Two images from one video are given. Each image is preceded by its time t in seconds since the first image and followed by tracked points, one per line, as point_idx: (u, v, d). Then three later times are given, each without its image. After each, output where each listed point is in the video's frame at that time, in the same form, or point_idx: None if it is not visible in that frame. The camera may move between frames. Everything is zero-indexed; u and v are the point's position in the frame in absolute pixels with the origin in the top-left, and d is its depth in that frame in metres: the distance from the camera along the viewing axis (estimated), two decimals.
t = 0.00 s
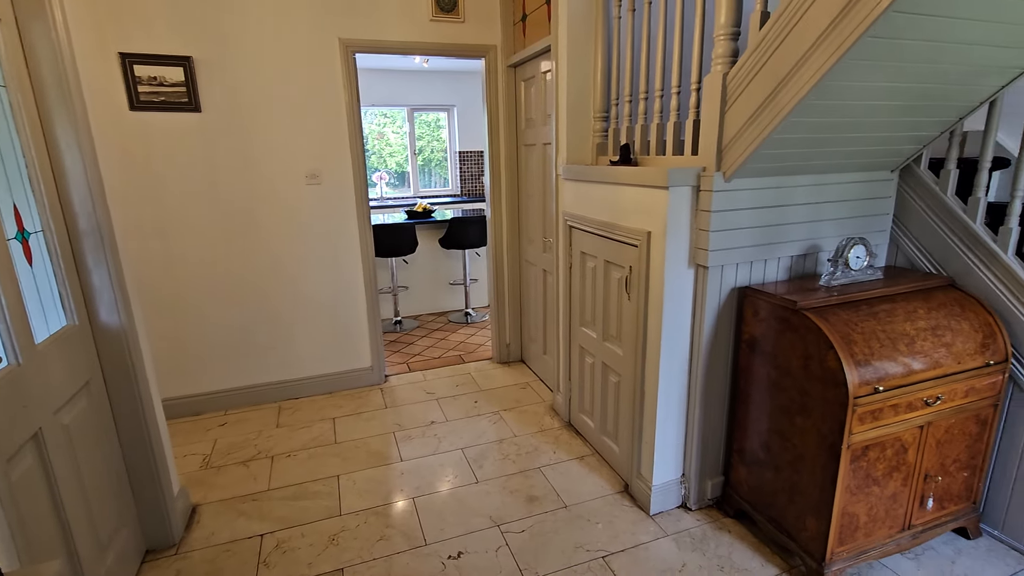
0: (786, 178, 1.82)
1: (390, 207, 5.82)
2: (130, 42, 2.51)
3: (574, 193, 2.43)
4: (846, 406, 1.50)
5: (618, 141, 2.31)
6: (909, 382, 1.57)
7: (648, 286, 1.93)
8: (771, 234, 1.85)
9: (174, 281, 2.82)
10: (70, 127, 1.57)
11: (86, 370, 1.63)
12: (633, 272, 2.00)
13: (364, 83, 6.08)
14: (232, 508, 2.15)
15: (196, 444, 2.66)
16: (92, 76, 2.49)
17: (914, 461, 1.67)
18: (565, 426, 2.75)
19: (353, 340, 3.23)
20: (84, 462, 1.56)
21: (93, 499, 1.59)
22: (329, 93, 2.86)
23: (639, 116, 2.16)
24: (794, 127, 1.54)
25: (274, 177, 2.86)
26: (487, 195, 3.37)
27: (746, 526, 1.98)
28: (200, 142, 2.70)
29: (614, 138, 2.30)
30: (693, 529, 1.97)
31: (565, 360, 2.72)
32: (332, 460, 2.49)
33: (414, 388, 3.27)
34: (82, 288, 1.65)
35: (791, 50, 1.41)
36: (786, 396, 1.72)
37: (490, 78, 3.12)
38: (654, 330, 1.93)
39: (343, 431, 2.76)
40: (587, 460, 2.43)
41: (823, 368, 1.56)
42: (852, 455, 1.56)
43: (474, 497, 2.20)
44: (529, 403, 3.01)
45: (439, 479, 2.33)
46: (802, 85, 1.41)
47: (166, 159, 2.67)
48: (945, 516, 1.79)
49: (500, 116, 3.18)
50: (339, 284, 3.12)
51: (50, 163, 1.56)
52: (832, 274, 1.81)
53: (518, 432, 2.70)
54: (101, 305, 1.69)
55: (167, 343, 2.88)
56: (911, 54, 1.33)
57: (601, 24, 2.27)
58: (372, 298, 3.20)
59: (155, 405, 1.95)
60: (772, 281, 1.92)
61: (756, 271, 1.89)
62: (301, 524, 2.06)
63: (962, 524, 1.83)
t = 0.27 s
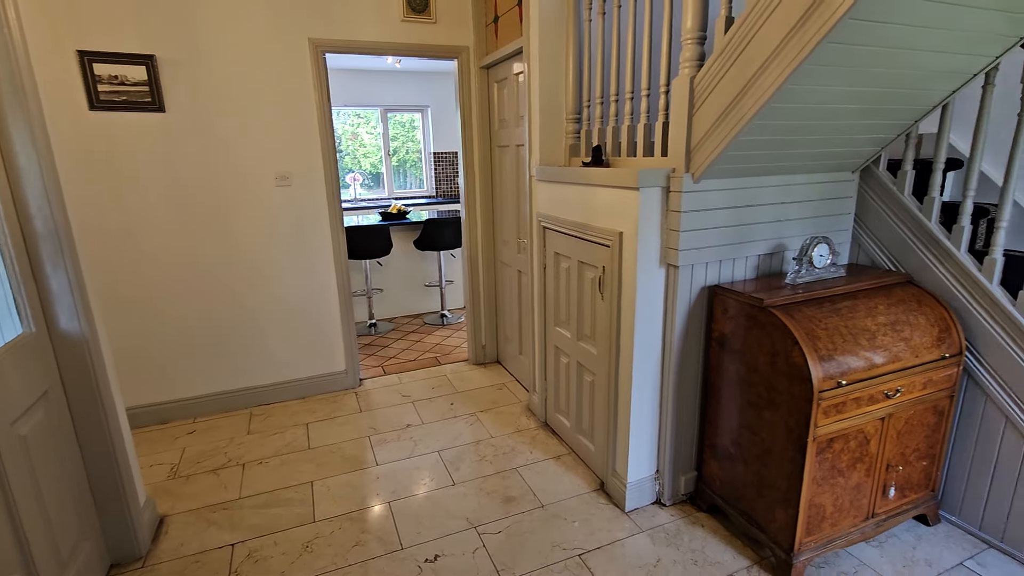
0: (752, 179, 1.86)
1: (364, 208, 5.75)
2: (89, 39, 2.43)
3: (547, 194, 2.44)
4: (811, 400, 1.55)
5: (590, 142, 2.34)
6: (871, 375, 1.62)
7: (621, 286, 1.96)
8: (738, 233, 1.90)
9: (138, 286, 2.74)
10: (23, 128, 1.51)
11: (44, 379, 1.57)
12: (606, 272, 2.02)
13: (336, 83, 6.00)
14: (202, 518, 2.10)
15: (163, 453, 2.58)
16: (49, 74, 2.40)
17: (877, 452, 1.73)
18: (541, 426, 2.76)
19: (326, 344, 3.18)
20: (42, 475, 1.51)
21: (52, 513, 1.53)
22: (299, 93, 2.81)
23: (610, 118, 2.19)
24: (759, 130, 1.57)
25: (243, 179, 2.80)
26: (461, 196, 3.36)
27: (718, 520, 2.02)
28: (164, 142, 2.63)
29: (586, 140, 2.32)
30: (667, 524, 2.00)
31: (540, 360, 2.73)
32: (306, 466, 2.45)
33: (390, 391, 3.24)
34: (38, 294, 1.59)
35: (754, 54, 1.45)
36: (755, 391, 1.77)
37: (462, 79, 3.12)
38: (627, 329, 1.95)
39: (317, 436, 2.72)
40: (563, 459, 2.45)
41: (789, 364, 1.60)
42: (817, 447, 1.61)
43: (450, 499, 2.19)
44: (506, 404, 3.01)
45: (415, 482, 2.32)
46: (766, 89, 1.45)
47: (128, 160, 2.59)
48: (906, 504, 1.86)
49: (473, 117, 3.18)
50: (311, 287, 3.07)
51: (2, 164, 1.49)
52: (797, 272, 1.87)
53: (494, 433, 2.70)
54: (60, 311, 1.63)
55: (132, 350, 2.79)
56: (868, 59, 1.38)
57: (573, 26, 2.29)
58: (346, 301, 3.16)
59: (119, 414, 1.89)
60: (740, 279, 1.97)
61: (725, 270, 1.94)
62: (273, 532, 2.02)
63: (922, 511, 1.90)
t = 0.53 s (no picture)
0: (719, 180, 1.90)
1: (336, 210, 5.67)
2: (42, 36, 2.34)
3: (519, 195, 2.44)
4: (777, 396, 1.59)
5: (560, 144, 2.35)
6: (833, 371, 1.67)
7: (592, 286, 1.97)
8: (706, 234, 1.93)
9: (97, 291, 2.64)
10: None
11: None
12: (577, 272, 2.04)
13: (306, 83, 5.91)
14: (166, 530, 2.03)
15: (126, 464, 2.50)
16: None
17: (840, 445, 1.78)
18: (516, 427, 2.76)
19: (297, 348, 3.12)
20: None
21: (5, 530, 1.47)
22: (265, 93, 2.76)
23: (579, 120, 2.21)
24: (723, 132, 1.61)
25: (208, 181, 2.73)
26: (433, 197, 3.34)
27: (690, 516, 2.05)
28: (124, 143, 2.55)
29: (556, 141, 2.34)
30: (640, 522, 2.03)
31: (514, 362, 2.73)
32: (276, 474, 2.40)
33: (363, 395, 3.20)
34: None
35: (719, 58, 1.48)
36: (723, 388, 1.80)
37: (433, 80, 3.10)
38: (599, 329, 1.97)
39: (288, 443, 2.67)
40: (538, 460, 2.46)
41: (756, 361, 1.64)
42: (783, 442, 1.64)
43: (425, 503, 2.17)
44: (480, 406, 3.01)
45: (389, 486, 2.30)
46: (729, 92, 1.48)
47: (86, 162, 2.50)
48: (868, 495, 1.92)
49: (445, 118, 3.17)
50: (281, 291, 3.02)
51: None
52: (762, 271, 1.91)
53: (469, 436, 2.69)
54: (11, 320, 1.56)
55: (91, 358, 2.69)
56: (827, 64, 1.42)
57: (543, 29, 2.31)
58: (317, 305, 3.11)
59: (77, 426, 1.82)
60: (708, 279, 2.00)
61: (693, 270, 1.97)
62: (242, 542, 1.98)
63: (884, 501, 1.96)
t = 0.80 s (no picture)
0: (685, 182, 1.93)
1: (306, 212, 5.57)
2: None
3: (489, 197, 2.44)
4: (743, 393, 1.62)
5: (530, 146, 2.34)
6: (797, 367, 1.71)
7: (562, 287, 1.98)
8: (673, 235, 1.96)
9: (51, 299, 2.53)
10: None
11: None
12: (548, 274, 2.04)
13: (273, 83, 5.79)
14: (127, 546, 1.96)
15: (84, 478, 2.40)
16: None
17: (804, 440, 1.83)
18: (489, 429, 2.76)
19: (265, 355, 3.05)
20: None
21: None
22: (228, 94, 2.69)
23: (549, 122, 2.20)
24: (688, 134, 1.63)
25: (169, 184, 2.65)
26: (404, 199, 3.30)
27: (661, 513, 2.07)
28: (78, 145, 2.45)
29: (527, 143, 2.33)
30: (613, 521, 2.04)
31: (487, 364, 2.72)
32: (244, 484, 2.34)
33: (333, 401, 3.15)
34: None
35: (683, 61, 1.50)
36: (692, 387, 1.83)
37: (402, 81, 3.07)
38: (570, 330, 1.98)
39: (256, 452, 2.61)
40: (512, 462, 2.45)
41: (722, 359, 1.67)
42: (750, 438, 1.68)
43: (397, 509, 2.15)
44: (454, 409, 2.99)
45: (360, 493, 2.26)
46: (693, 96, 1.50)
47: (37, 164, 2.40)
48: (832, 487, 1.98)
49: (415, 119, 3.14)
50: (247, 296, 2.94)
51: None
52: (728, 271, 1.95)
53: (442, 440, 2.67)
54: None
55: (45, 368, 2.58)
56: (786, 68, 1.46)
57: (510, 30, 2.30)
58: (285, 309, 3.05)
59: (28, 440, 1.74)
60: (677, 279, 2.03)
61: (662, 270, 1.99)
62: (207, 555, 1.92)
63: (847, 493, 2.02)
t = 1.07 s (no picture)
0: (652, 183, 1.95)
1: (273, 215, 5.45)
2: None
3: (458, 199, 2.42)
4: (709, 392, 1.64)
5: (499, 148, 2.34)
6: (761, 365, 1.75)
7: (531, 290, 1.98)
8: (640, 236, 1.98)
9: None
10: None
11: None
12: (518, 276, 2.04)
13: (237, 83, 5.64)
14: (81, 566, 1.87)
15: (34, 496, 2.29)
16: None
17: (769, 436, 1.86)
18: (462, 433, 2.73)
19: (230, 362, 2.97)
20: None
21: None
22: (187, 93, 2.61)
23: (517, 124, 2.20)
24: (653, 137, 1.65)
25: (124, 187, 2.55)
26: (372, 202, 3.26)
27: (633, 513, 2.09)
28: (25, 145, 2.34)
29: (495, 145, 2.33)
30: (585, 522, 2.05)
31: (459, 367, 2.70)
32: (207, 496, 2.27)
33: (301, 408, 3.08)
34: None
35: (646, 65, 1.52)
36: (660, 386, 1.85)
37: (369, 82, 3.03)
38: (540, 332, 1.98)
39: (221, 462, 2.53)
40: (484, 466, 2.44)
41: (689, 358, 1.69)
42: (717, 435, 1.70)
43: (367, 517, 2.11)
44: (426, 413, 2.96)
45: (329, 502, 2.22)
46: (657, 98, 1.52)
47: None
48: (797, 482, 2.02)
49: (382, 120, 3.10)
50: (210, 302, 2.85)
51: None
52: (694, 271, 1.98)
53: (413, 445, 2.64)
54: None
55: None
56: (746, 72, 1.49)
57: (477, 32, 2.28)
58: (250, 315, 2.96)
59: None
60: (645, 280, 2.05)
61: (629, 271, 2.01)
62: (168, 572, 1.85)
63: (811, 487, 2.07)
